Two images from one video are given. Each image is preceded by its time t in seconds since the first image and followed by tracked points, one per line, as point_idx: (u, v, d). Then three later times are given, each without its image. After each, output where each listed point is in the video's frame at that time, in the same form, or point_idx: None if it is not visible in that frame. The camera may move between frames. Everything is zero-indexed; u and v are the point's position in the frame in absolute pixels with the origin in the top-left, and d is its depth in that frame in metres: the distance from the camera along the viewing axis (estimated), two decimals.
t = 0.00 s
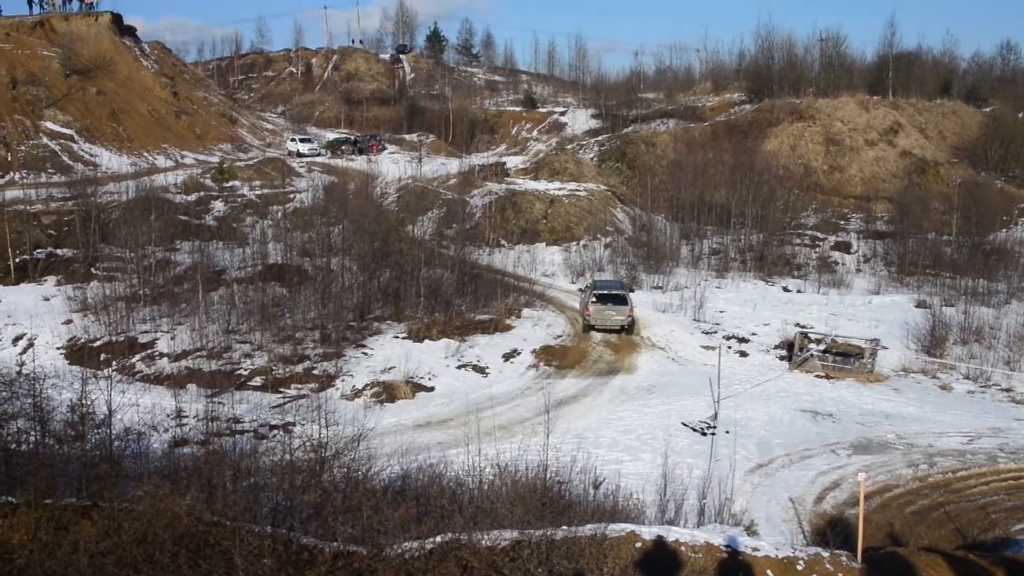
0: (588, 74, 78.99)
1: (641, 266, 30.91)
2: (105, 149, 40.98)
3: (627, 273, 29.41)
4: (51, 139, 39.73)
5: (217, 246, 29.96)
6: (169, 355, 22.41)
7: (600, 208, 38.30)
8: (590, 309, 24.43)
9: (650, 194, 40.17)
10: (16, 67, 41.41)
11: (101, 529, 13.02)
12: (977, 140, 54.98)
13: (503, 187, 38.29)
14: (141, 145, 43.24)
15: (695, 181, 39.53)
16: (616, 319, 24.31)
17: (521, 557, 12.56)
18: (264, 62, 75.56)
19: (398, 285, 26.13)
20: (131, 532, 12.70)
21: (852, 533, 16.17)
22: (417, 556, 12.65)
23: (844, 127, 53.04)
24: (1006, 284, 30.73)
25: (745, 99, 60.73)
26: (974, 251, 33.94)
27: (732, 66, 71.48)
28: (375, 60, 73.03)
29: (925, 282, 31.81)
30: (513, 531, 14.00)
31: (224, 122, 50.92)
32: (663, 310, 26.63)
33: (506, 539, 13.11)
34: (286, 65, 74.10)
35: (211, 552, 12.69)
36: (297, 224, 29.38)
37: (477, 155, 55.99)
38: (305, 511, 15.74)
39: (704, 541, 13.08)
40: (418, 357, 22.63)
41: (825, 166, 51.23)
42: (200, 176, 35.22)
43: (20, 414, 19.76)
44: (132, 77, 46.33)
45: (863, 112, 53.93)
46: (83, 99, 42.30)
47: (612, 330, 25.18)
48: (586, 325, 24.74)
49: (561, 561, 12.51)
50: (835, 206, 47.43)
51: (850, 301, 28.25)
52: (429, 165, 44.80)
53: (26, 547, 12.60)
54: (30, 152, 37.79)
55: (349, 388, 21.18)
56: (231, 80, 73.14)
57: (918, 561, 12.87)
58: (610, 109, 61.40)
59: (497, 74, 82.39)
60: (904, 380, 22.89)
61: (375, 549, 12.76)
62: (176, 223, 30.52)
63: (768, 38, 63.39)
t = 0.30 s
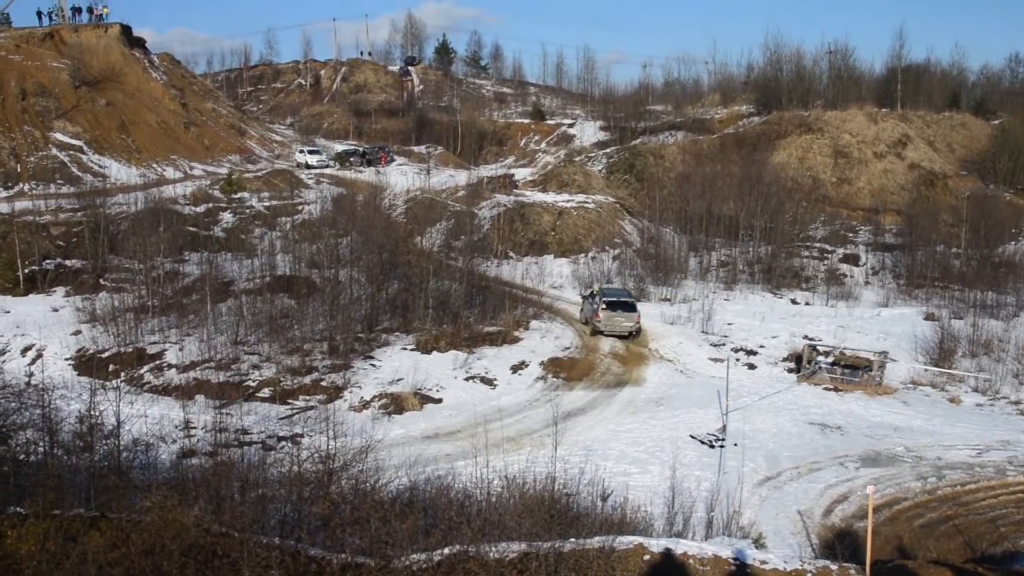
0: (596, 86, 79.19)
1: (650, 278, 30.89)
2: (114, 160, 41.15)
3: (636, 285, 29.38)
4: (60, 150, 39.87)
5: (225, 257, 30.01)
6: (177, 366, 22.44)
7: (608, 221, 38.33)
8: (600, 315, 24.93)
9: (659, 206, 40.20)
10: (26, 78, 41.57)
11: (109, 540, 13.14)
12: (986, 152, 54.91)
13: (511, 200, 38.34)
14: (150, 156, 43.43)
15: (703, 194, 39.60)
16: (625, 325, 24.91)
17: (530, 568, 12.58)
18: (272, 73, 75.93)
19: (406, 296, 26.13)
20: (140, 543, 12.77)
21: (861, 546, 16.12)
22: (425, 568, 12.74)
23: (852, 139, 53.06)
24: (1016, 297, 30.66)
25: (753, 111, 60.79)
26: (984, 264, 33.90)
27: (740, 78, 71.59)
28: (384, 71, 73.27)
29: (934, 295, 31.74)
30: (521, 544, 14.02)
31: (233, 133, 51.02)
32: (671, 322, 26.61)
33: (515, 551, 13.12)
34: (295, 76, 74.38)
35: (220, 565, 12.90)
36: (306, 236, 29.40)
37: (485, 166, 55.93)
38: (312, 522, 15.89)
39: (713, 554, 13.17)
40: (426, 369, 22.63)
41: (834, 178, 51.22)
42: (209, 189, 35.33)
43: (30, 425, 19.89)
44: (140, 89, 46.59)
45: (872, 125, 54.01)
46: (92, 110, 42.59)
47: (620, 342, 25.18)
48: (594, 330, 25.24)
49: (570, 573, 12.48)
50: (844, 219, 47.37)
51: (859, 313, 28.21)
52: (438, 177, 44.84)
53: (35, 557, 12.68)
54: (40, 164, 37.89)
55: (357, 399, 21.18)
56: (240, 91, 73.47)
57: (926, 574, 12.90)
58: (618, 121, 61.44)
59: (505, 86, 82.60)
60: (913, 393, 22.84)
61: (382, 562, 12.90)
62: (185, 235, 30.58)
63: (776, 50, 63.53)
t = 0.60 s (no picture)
0: (608, 97, 79.33)
1: (661, 289, 30.83)
2: (127, 172, 41.33)
3: (647, 297, 29.32)
4: (73, 161, 40.01)
5: (237, 268, 30.10)
6: (189, 377, 22.48)
7: (620, 232, 38.34)
8: (608, 316, 25.45)
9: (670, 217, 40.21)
10: (40, 89, 42.05)
11: (121, 551, 13.32)
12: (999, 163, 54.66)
13: (522, 211, 38.36)
14: (162, 168, 43.56)
15: (715, 206, 39.60)
16: (632, 325, 25.50)
17: None
18: (284, 85, 76.39)
19: (417, 308, 26.15)
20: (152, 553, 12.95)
21: (874, 559, 15.99)
22: None
23: (864, 150, 52.97)
24: None
25: (765, 123, 60.78)
26: (996, 276, 33.76)
27: (752, 89, 71.64)
28: (396, 83, 73.56)
29: (947, 306, 31.61)
30: (532, 555, 14.00)
31: (245, 144, 51.19)
32: (682, 334, 26.56)
33: (526, 562, 13.10)
34: (307, 88, 74.73)
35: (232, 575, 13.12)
36: (317, 246, 29.44)
37: (496, 177, 55.98)
38: (323, 533, 15.81)
39: (724, 566, 13.35)
40: (438, 380, 22.62)
41: (846, 190, 51.07)
42: (221, 199, 35.43)
43: (42, 434, 20.06)
44: (153, 101, 47.07)
45: (884, 136, 54.00)
46: (105, 122, 42.90)
47: (632, 354, 25.13)
48: (602, 332, 25.68)
49: None
50: (856, 230, 47.27)
51: (871, 325, 28.13)
52: (450, 188, 44.89)
53: (47, 567, 12.87)
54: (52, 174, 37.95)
55: (368, 410, 21.19)
56: (251, 103, 73.83)
57: None
58: (630, 132, 61.45)
59: (517, 98, 82.84)
60: (926, 405, 22.75)
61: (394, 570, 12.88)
62: (197, 246, 30.67)
63: (788, 62, 63.56)
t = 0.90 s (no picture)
0: (622, 106, 79.36)
1: (675, 298, 30.70)
2: (143, 180, 41.55)
3: (661, 306, 29.24)
4: (90, 170, 40.37)
5: (252, 276, 30.18)
6: (204, 385, 22.52)
7: (633, 240, 38.35)
8: (617, 320, 26.00)
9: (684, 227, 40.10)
10: (57, 98, 42.46)
11: (137, 557, 14.31)
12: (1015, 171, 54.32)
13: (536, 220, 38.35)
14: (178, 176, 43.67)
15: (729, 215, 39.06)
16: (639, 327, 26.12)
17: None
18: (299, 94, 76.78)
19: (431, 316, 26.18)
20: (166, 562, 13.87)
21: (889, 569, 15.92)
22: None
23: (879, 159, 52.83)
24: None
25: (780, 132, 60.74)
26: (1012, 285, 33.57)
27: (766, 98, 71.61)
28: (410, 92, 73.81)
29: (962, 316, 31.45)
30: (546, 564, 14.04)
31: (260, 152, 51.37)
32: (697, 343, 26.51)
33: (541, 572, 13.14)
34: (322, 97, 75.11)
35: None
36: (332, 255, 29.50)
37: (510, 187, 56.06)
38: (338, 541, 15.87)
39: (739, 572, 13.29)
40: (452, 389, 22.62)
41: (861, 199, 50.92)
42: (236, 208, 35.55)
43: (58, 441, 20.20)
44: (169, 110, 47.25)
45: (899, 145, 53.88)
46: (122, 130, 43.19)
47: (646, 363, 25.08)
48: (610, 336, 26.22)
49: None
50: (871, 239, 47.23)
51: (886, 334, 28.02)
52: (464, 197, 44.92)
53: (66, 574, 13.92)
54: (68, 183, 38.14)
55: (382, 419, 21.22)
56: (266, 111, 74.18)
57: None
58: (644, 142, 61.39)
59: (531, 107, 82.99)
60: (941, 415, 22.65)
61: None
62: (212, 254, 30.78)
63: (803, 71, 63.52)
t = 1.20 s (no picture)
0: (639, 113, 79.35)
1: (692, 305, 30.60)
2: (160, 188, 41.61)
3: (677, 313, 29.13)
4: (107, 177, 40.49)
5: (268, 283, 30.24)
6: (220, 391, 22.56)
7: (650, 248, 38.39)
8: (626, 325, 26.65)
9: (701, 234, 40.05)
10: (74, 106, 43.10)
11: (152, 562, 14.47)
12: None
13: (552, 227, 38.29)
14: (195, 183, 43.84)
15: (746, 223, 39.83)
16: (647, 331, 26.85)
17: None
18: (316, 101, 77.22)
19: (448, 323, 26.19)
20: (185, 563, 14.24)
21: None
22: None
23: (896, 166, 52.64)
24: None
25: (796, 139, 60.65)
26: None
27: (783, 105, 71.51)
28: (426, 99, 74.08)
29: (980, 324, 31.25)
30: (562, 573, 14.00)
31: (277, 160, 51.56)
32: (713, 350, 26.46)
33: None
34: (338, 104, 75.51)
35: None
36: (348, 261, 29.54)
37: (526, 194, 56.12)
38: (354, 548, 15.95)
39: None
40: (468, 396, 22.62)
41: (877, 207, 50.82)
42: (253, 214, 35.67)
43: (75, 447, 20.35)
44: (186, 117, 47.76)
45: (916, 152, 53.63)
46: (138, 137, 43.57)
47: (662, 370, 25.05)
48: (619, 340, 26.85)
49: None
50: (888, 247, 47.37)
51: (903, 342, 27.91)
52: (480, 204, 44.92)
53: None
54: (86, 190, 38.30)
55: (398, 426, 21.24)
56: (282, 119, 74.60)
57: None
58: (660, 149, 61.27)
59: (547, 114, 83.12)
60: (959, 424, 22.56)
61: None
62: (229, 260, 30.85)
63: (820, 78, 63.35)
